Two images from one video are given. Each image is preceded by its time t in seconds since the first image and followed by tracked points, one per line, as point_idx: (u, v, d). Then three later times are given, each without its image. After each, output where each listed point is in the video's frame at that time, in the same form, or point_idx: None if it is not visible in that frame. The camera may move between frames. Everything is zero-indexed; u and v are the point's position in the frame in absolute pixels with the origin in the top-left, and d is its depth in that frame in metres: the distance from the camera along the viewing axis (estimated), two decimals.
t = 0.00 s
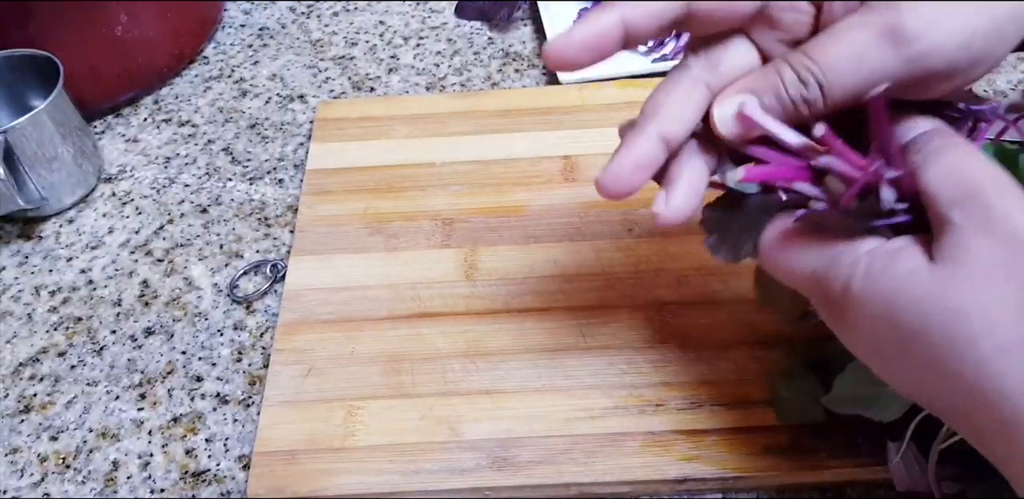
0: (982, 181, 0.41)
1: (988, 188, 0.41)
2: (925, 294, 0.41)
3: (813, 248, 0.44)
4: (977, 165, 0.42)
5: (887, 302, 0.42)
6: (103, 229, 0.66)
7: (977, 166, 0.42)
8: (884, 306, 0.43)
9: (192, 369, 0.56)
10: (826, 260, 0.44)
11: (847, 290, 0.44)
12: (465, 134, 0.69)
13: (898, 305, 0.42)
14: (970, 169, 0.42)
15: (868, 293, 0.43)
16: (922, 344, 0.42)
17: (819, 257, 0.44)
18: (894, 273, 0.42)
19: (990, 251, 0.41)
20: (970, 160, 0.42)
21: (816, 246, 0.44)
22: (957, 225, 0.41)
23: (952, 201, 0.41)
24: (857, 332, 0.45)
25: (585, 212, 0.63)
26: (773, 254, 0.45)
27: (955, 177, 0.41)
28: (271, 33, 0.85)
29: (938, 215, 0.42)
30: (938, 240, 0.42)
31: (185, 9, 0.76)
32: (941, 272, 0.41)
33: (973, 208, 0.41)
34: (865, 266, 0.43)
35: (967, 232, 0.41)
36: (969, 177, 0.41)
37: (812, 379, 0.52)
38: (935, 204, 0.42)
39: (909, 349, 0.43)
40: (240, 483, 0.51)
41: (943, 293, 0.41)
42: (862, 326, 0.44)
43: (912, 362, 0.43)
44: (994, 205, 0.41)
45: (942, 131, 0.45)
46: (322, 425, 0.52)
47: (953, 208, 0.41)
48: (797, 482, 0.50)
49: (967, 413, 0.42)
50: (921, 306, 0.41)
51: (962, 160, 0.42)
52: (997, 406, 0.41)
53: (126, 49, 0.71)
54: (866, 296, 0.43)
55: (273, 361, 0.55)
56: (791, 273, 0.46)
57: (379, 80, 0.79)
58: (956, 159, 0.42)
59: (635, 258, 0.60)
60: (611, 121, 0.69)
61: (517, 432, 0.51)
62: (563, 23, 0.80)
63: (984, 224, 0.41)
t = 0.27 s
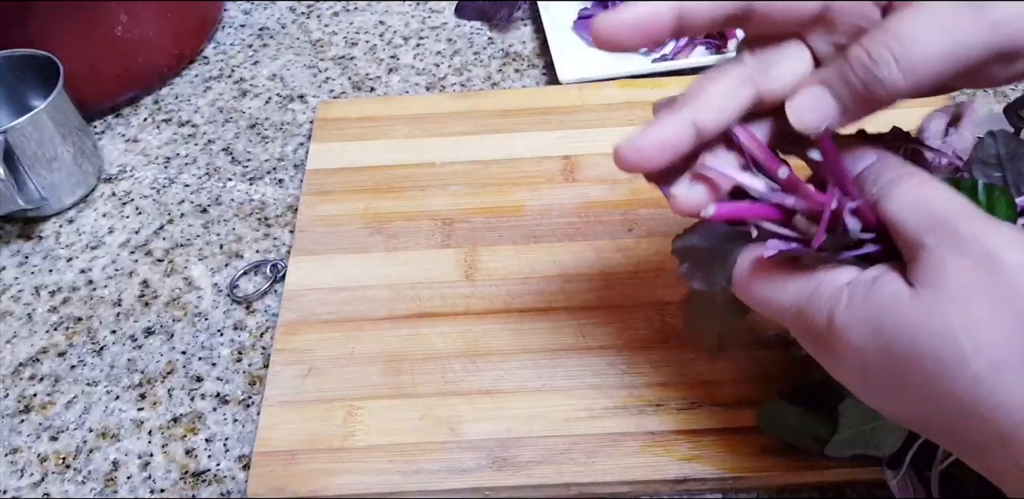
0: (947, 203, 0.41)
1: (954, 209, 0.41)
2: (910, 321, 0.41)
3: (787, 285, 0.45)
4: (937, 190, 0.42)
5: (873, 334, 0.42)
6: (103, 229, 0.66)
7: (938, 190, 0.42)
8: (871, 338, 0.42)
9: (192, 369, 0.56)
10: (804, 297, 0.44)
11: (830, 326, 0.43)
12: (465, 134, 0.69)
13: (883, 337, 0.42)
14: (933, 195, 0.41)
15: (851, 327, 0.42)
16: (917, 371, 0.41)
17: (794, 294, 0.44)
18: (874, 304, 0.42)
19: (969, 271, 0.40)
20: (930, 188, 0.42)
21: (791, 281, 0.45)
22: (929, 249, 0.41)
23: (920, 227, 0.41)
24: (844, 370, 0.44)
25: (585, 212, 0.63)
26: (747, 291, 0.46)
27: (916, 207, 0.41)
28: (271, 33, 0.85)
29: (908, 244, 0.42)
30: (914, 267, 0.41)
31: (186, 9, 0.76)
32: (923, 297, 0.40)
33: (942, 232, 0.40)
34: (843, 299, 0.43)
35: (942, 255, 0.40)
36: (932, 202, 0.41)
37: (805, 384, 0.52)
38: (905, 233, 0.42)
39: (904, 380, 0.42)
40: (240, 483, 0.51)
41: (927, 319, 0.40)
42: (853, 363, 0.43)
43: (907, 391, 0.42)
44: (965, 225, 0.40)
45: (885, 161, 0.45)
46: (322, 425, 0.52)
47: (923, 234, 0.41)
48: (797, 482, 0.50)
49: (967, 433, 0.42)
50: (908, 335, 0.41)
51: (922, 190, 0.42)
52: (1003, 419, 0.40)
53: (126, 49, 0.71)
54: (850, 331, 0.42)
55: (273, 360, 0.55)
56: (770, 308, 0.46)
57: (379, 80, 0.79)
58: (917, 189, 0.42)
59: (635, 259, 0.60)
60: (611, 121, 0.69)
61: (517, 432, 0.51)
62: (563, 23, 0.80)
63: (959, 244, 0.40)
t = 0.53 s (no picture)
0: (939, 221, 0.41)
1: (947, 227, 0.41)
2: (895, 339, 0.41)
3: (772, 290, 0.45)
4: (933, 204, 0.42)
5: (854, 348, 0.42)
6: (103, 229, 0.66)
7: (930, 203, 0.42)
8: (851, 351, 0.42)
9: (192, 369, 0.56)
10: (788, 303, 0.44)
11: (814, 335, 0.43)
12: (465, 134, 0.69)
13: (865, 350, 0.42)
14: (927, 210, 0.41)
15: (833, 338, 0.43)
16: (895, 388, 0.41)
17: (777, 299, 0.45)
18: (857, 318, 0.42)
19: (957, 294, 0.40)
20: (925, 199, 0.42)
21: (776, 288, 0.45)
22: (919, 268, 0.41)
23: (911, 243, 0.41)
24: (822, 377, 0.44)
25: (585, 212, 0.63)
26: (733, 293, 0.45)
27: (911, 221, 0.41)
28: (271, 33, 0.85)
29: (899, 259, 0.42)
30: (903, 284, 0.42)
31: (186, 9, 0.76)
32: (909, 315, 0.41)
33: (936, 250, 0.41)
34: (826, 310, 0.43)
35: (929, 273, 0.41)
36: (927, 218, 0.41)
37: (803, 384, 0.52)
38: (895, 247, 0.42)
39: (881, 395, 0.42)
40: (240, 483, 0.51)
41: (912, 338, 0.41)
42: (830, 372, 0.43)
43: (882, 407, 0.42)
44: (958, 246, 0.41)
45: (886, 166, 0.44)
46: (322, 426, 0.52)
47: (913, 250, 0.41)
48: (797, 482, 0.50)
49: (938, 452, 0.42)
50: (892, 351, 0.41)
51: (911, 200, 0.42)
52: (975, 442, 0.41)
53: (126, 49, 0.71)
54: (831, 342, 0.43)
55: (273, 360, 0.55)
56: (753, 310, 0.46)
57: (379, 80, 0.79)
58: (910, 201, 0.42)
59: (635, 259, 0.60)
60: (611, 121, 0.69)
61: (517, 432, 0.51)
62: (563, 23, 0.80)
63: (950, 265, 0.41)
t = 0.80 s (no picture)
0: (980, 234, 0.40)
1: (988, 242, 0.40)
2: (924, 347, 0.39)
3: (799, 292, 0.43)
4: (973, 220, 0.41)
5: (879, 354, 0.40)
6: (103, 229, 0.66)
7: (973, 219, 0.41)
8: (876, 358, 0.40)
9: (192, 369, 0.56)
10: (812, 304, 0.43)
11: (838, 337, 0.42)
12: (465, 134, 0.69)
13: (891, 356, 0.40)
14: (965, 222, 0.40)
15: (857, 342, 0.41)
16: (917, 400, 0.40)
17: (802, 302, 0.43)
18: (885, 324, 0.40)
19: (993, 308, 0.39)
20: (965, 213, 0.41)
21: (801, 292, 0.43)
22: (953, 277, 0.40)
23: (947, 253, 0.40)
24: (843, 380, 0.42)
25: (584, 212, 0.63)
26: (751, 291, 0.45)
27: (948, 232, 0.40)
28: (271, 33, 0.85)
29: (931, 269, 0.40)
30: (932, 295, 0.40)
31: (185, 8, 0.77)
32: (938, 325, 0.39)
33: (974, 262, 0.40)
34: (852, 315, 0.41)
35: (963, 284, 0.39)
36: (967, 229, 0.40)
37: (803, 384, 0.51)
38: (929, 256, 0.40)
39: (902, 403, 0.40)
40: (240, 483, 0.51)
41: (940, 348, 0.39)
42: (852, 376, 0.41)
43: (903, 414, 0.41)
44: (995, 262, 0.40)
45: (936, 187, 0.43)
46: (322, 426, 0.52)
47: (949, 260, 0.40)
48: (797, 481, 0.50)
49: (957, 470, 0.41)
50: (919, 359, 0.39)
51: (955, 213, 0.41)
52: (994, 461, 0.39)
53: (126, 49, 0.71)
54: (856, 346, 0.41)
55: (273, 361, 0.55)
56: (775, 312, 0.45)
57: (379, 80, 0.79)
58: (949, 212, 0.41)
59: (635, 259, 0.60)
60: (611, 121, 0.69)
61: (517, 432, 0.51)
62: (563, 23, 0.80)
63: (986, 278, 0.39)
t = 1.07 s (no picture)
0: (966, 241, 0.40)
1: (974, 249, 0.40)
2: (913, 362, 0.40)
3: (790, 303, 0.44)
4: (961, 223, 0.40)
5: (869, 367, 0.41)
6: (103, 229, 0.66)
7: (959, 222, 0.40)
8: (866, 371, 0.41)
9: (192, 369, 0.56)
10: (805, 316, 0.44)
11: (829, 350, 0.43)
12: (465, 134, 0.69)
13: (880, 370, 0.41)
14: (952, 228, 0.40)
15: (847, 356, 0.42)
16: (907, 410, 0.41)
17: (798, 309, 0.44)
18: (874, 337, 0.41)
19: (979, 321, 0.39)
20: (949, 217, 0.40)
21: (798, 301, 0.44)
22: (940, 292, 0.40)
23: (934, 264, 0.40)
24: (835, 391, 0.43)
25: (584, 212, 0.63)
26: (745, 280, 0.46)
27: (934, 242, 0.40)
28: (271, 33, 0.85)
29: (919, 280, 0.40)
30: (920, 307, 0.40)
31: (186, 8, 0.76)
32: (925, 341, 0.40)
33: (960, 274, 0.39)
34: (842, 328, 0.42)
35: (950, 300, 0.40)
36: (952, 238, 0.40)
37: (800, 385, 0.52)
38: (916, 267, 0.40)
39: (894, 413, 0.42)
40: (240, 483, 0.51)
41: (927, 363, 0.40)
42: (844, 388, 0.43)
43: (892, 422, 0.42)
44: (982, 271, 0.39)
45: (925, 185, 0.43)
46: (322, 426, 0.52)
47: (936, 272, 0.40)
48: (797, 481, 0.50)
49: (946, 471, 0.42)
50: (909, 373, 0.40)
51: (941, 219, 0.40)
52: (982, 467, 0.41)
53: (126, 49, 0.71)
54: (846, 359, 0.42)
55: (273, 361, 0.55)
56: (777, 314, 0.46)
57: (379, 80, 0.79)
58: (934, 218, 0.40)
59: (635, 259, 0.60)
60: (611, 121, 0.69)
61: (517, 432, 0.51)
62: (563, 23, 0.80)
63: (971, 291, 0.39)
